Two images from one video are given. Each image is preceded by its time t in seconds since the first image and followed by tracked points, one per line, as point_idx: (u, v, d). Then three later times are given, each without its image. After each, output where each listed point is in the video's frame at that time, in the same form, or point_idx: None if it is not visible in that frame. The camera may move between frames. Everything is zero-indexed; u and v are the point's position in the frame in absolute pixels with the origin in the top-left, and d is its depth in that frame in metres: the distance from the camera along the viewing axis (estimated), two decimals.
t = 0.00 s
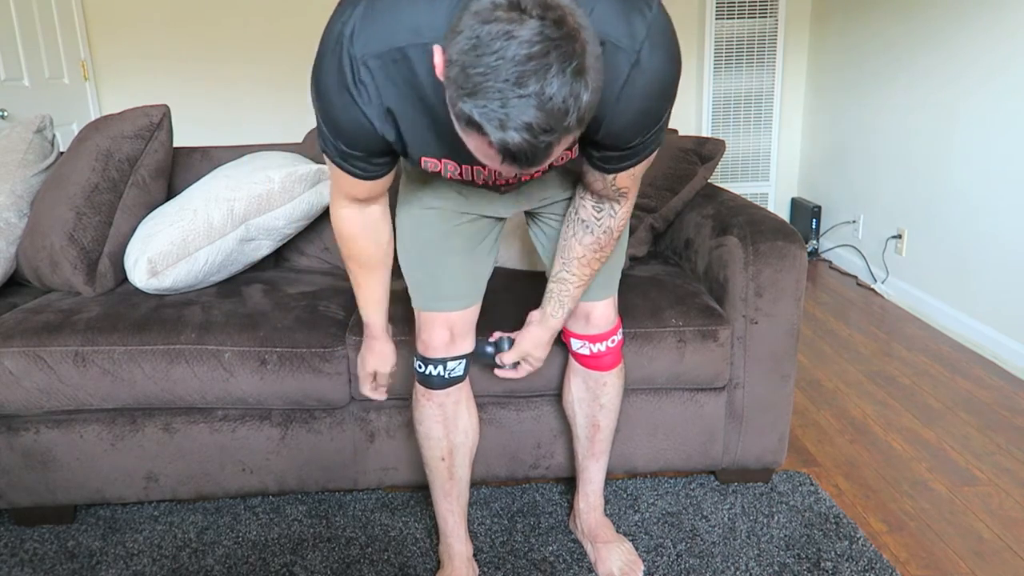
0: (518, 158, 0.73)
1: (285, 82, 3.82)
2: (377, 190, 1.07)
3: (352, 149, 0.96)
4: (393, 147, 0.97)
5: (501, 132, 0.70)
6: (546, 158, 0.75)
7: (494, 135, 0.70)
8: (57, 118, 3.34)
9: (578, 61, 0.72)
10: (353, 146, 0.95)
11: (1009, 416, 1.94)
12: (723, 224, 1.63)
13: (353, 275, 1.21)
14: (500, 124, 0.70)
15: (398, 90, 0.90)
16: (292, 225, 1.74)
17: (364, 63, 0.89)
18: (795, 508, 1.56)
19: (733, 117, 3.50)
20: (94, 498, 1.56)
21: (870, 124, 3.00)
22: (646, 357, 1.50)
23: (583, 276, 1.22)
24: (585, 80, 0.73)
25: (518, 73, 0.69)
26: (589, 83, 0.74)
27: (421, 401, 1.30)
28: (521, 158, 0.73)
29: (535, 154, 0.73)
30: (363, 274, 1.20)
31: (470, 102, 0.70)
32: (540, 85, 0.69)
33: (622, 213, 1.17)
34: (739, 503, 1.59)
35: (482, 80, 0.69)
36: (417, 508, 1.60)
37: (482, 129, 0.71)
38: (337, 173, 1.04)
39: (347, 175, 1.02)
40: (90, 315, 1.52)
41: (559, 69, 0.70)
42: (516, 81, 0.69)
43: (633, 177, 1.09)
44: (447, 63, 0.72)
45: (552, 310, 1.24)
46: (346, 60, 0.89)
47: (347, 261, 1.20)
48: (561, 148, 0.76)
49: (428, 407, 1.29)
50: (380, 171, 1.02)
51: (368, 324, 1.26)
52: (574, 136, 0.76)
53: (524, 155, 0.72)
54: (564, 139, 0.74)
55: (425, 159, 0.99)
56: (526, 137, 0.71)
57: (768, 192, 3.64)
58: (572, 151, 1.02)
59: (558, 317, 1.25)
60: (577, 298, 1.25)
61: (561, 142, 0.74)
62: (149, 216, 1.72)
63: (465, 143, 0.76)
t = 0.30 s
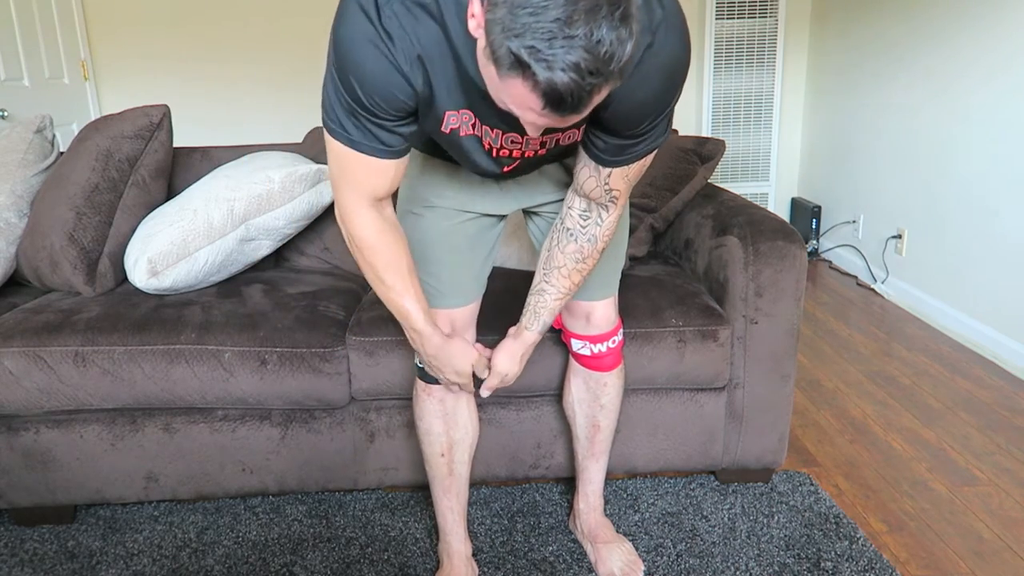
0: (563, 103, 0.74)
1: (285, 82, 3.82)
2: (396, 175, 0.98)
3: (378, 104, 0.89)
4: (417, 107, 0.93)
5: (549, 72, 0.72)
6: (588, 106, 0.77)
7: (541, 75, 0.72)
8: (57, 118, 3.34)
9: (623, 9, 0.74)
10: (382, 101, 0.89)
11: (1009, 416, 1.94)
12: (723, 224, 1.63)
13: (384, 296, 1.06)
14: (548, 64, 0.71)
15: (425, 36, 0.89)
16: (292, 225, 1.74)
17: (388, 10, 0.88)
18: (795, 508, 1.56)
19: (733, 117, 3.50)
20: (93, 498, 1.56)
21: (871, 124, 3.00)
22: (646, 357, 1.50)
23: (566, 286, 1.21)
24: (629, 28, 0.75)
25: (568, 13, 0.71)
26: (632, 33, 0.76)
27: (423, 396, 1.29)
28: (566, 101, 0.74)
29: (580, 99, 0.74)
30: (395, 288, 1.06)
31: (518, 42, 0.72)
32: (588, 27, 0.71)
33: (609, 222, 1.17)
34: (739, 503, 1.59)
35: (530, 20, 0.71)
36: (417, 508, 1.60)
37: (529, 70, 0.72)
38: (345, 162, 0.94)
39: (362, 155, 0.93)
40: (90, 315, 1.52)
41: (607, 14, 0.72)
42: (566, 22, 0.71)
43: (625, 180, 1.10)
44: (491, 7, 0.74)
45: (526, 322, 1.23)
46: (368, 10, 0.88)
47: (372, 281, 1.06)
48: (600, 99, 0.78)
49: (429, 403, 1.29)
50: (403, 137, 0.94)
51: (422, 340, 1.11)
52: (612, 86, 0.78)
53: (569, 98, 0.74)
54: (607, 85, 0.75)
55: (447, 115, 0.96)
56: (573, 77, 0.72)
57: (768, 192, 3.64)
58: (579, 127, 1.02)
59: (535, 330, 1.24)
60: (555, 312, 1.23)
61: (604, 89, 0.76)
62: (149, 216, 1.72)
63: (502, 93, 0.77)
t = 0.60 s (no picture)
0: (589, 82, 0.75)
1: (285, 82, 3.83)
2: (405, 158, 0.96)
3: (391, 87, 0.88)
4: (428, 90, 0.93)
5: (577, 52, 0.73)
6: (611, 87, 0.78)
7: (569, 56, 0.73)
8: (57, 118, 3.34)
9: None
10: (394, 83, 0.88)
11: (1009, 416, 1.93)
12: (723, 224, 1.63)
13: (400, 287, 1.05)
14: (576, 45, 0.72)
15: (437, 19, 0.89)
16: (292, 225, 1.74)
17: None
18: (795, 508, 1.56)
19: (733, 117, 3.50)
20: (93, 498, 1.56)
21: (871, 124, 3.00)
22: (646, 357, 1.50)
23: (566, 270, 1.20)
24: (652, 11, 0.76)
25: None
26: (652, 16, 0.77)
27: (423, 394, 1.29)
28: (593, 81, 0.75)
29: (607, 78, 0.76)
30: (411, 277, 1.04)
31: (545, 23, 0.73)
32: (615, 9, 0.73)
33: (610, 208, 1.18)
34: (739, 503, 1.59)
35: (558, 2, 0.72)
36: (417, 508, 1.60)
37: (556, 51, 0.73)
38: (348, 151, 0.94)
39: (365, 139, 0.92)
40: (89, 315, 1.52)
41: None
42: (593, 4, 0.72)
43: (628, 167, 1.11)
44: None
45: (524, 306, 1.22)
46: None
47: (387, 273, 1.05)
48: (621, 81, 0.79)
49: (429, 401, 1.29)
50: (416, 122, 0.94)
51: (439, 328, 1.09)
52: (634, 69, 0.79)
53: (596, 79, 0.75)
54: (631, 66, 0.77)
55: (460, 97, 0.96)
56: (600, 58, 0.73)
57: (768, 192, 3.64)
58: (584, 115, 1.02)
59: (533, 315, 1.21)
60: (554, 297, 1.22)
61: (627, 70, 0.77)
62: (149, 216, 1.72)
63: (525, 77, 0.78)
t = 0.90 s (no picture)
0: (579, 74, 0.75)
1: (285, 82, 3.83)
2: (393, 154, 0.96)
3: (381, 82, 0.88)
4: (419, 86, 0.93)
5: (565, 43, 0.73)
6: (601, 80, 0.78)
7: (558, 47, 0.73)
8: (57, 118, 3.34)
9: None
10: (385, 80, 0.88)
11: (1009, 416, 1.93)
12: (723, 224, 1.63)
13: (373, 284, 1.05)
14: (566, 35, 0.72)
15: (429, 15, 0.89)
16: (292, 225, 1.74)
17: None
18: (795, 508, 1.56)
19: (733, 117, 3.50)
20: (93, 498, 1.56)
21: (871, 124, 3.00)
22: (646, 357, 1.50)
23: (563, 279, 1.20)
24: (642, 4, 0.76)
25: None
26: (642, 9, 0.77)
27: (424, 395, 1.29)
28: (582, 72, 0.75)
29: (597, 70, 0.75)
30: (385, 274, 1.04)
31: (534, 14, 0.73)
32: None
33: (607, 214, 1.17)
34: (739, 503, 1.58)
35: None
36: (417, 508, 1.60)
37: (545, 42, 0.73)
38: (336, 142, 0.94)
39: (354, 133, 0.92)
40: (89, 315, 1.52)
41: None
42: None
43: (624, 168, 1.10)
44: None
45: (519, 319, 1.21)
46: None
47: (362, 269, 1.04)
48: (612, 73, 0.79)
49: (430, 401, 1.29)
50: (405, 118, 0.94)
51: (405, 330, 1.09)
52: (625, 62, 0.79)
53: (585, 70, 0.75)
54: (621, 58, 0.76)
55: (452, 93, 0.96)
56: (589, 49, 0.73)
57: (768, 192, 3.64)
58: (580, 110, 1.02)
59: (527, 328, 1.21)
60: (550, 306, 1.21)
61: (617, 62, 0.77)
62: (149, 216, 1.72)
63: (515, 68, 0.78)
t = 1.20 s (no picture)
0: (544, 77, 0.75)
1: (285, 83, 3.83)
2: (357, 153, 1.00)
3: (346, 84, 0.90)
4: (389, 90, 0.94)
5: (530, 45, 0.72)
6: (570, 83, 0.77)
7: (523, 49, 0.73)
8: (57, 118, 3.34)
9: None
10: (353, 83, 0.90)
11: (1009, 416, 1.93)
12: (723, 224, 1.63)
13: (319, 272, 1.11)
14: (530, 38, 0.72)
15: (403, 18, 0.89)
16: (292, 225, 1.74)
17: None
18: (795, 508, 1.56)
19: (733, 117, 3.50)
20: (93, 498, 1.56)
21: (871, 124, 3.00)
22: (646, 357, 1.50)
23: (537, 289, 1.17)
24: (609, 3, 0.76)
25: None
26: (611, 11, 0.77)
27: (423, 396, 1.30)
28: (548, 76, 0.75)
29: (563, 72, 0.75)
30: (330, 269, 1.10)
31: (499, 16, 0.73)
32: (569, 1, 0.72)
33: (589, 225, 1.11)
34: (739, 503, 1.59)
35: None
36: (417, 508, 1.60)
37: (510, 44, 0.73)
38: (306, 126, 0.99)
39: (322, 129, 0.96)
40: (89, 315, 1.52)
41: None
42: None
43: (606, 177, 1.05)
44: None
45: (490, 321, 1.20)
46: None
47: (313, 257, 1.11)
48: (583, 76, 0.79)
49: (429, 403, 1.29)
50: (371, 120, 0.96)
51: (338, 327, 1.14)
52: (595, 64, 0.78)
53: (551, 72, 0.74)
54: (589, 60, 0.76)
55: (427, 98, 0.95)
56: (555, 51, 0.73)
57: (768, 192, 3.64)
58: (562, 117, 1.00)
59: (495, 331, 1.19)
60: (523, 315, 1.19)
61: (585, 65, 0.76)
62: (149, 216, 1.72)
63: (484, 70, 0.78)
